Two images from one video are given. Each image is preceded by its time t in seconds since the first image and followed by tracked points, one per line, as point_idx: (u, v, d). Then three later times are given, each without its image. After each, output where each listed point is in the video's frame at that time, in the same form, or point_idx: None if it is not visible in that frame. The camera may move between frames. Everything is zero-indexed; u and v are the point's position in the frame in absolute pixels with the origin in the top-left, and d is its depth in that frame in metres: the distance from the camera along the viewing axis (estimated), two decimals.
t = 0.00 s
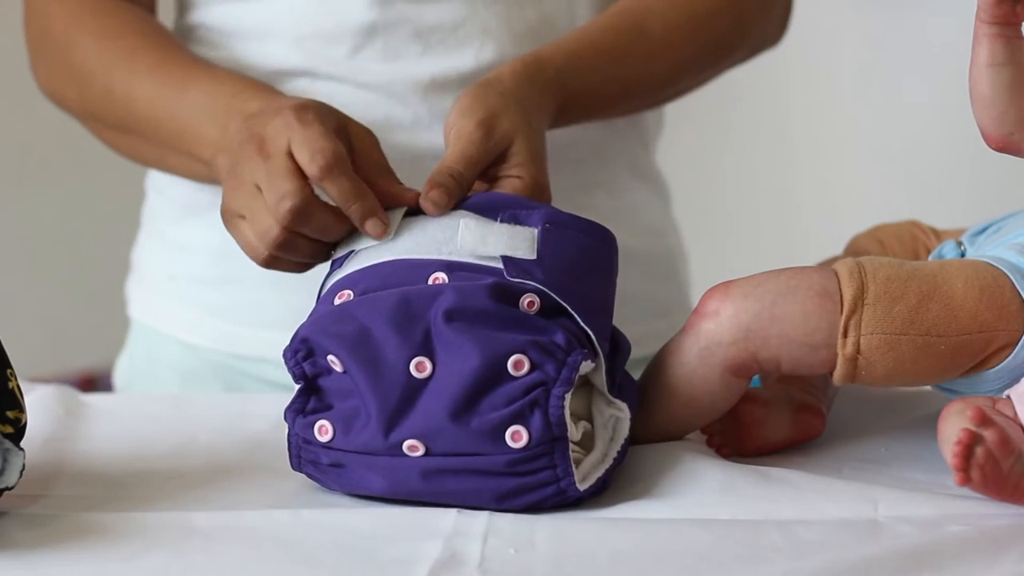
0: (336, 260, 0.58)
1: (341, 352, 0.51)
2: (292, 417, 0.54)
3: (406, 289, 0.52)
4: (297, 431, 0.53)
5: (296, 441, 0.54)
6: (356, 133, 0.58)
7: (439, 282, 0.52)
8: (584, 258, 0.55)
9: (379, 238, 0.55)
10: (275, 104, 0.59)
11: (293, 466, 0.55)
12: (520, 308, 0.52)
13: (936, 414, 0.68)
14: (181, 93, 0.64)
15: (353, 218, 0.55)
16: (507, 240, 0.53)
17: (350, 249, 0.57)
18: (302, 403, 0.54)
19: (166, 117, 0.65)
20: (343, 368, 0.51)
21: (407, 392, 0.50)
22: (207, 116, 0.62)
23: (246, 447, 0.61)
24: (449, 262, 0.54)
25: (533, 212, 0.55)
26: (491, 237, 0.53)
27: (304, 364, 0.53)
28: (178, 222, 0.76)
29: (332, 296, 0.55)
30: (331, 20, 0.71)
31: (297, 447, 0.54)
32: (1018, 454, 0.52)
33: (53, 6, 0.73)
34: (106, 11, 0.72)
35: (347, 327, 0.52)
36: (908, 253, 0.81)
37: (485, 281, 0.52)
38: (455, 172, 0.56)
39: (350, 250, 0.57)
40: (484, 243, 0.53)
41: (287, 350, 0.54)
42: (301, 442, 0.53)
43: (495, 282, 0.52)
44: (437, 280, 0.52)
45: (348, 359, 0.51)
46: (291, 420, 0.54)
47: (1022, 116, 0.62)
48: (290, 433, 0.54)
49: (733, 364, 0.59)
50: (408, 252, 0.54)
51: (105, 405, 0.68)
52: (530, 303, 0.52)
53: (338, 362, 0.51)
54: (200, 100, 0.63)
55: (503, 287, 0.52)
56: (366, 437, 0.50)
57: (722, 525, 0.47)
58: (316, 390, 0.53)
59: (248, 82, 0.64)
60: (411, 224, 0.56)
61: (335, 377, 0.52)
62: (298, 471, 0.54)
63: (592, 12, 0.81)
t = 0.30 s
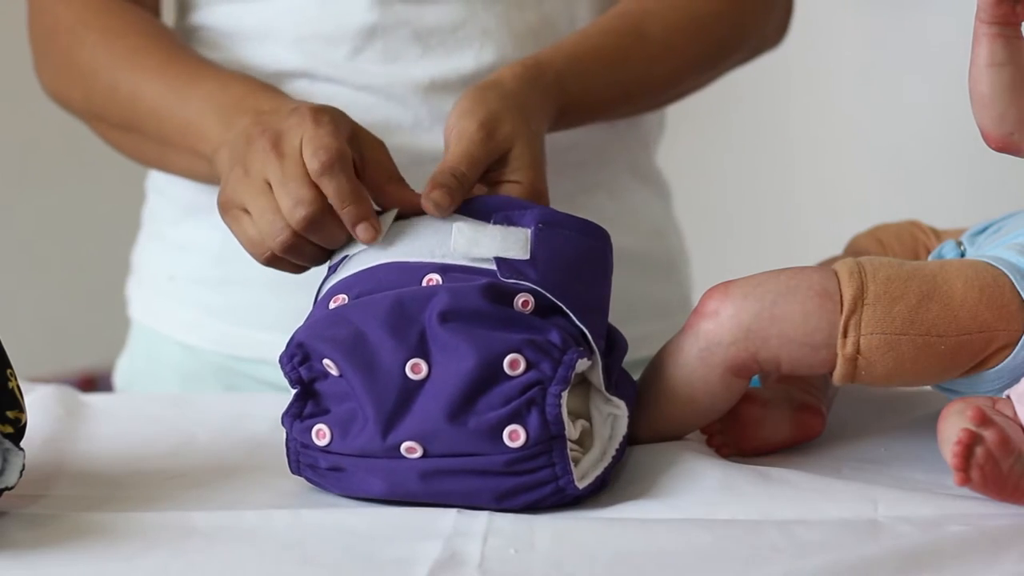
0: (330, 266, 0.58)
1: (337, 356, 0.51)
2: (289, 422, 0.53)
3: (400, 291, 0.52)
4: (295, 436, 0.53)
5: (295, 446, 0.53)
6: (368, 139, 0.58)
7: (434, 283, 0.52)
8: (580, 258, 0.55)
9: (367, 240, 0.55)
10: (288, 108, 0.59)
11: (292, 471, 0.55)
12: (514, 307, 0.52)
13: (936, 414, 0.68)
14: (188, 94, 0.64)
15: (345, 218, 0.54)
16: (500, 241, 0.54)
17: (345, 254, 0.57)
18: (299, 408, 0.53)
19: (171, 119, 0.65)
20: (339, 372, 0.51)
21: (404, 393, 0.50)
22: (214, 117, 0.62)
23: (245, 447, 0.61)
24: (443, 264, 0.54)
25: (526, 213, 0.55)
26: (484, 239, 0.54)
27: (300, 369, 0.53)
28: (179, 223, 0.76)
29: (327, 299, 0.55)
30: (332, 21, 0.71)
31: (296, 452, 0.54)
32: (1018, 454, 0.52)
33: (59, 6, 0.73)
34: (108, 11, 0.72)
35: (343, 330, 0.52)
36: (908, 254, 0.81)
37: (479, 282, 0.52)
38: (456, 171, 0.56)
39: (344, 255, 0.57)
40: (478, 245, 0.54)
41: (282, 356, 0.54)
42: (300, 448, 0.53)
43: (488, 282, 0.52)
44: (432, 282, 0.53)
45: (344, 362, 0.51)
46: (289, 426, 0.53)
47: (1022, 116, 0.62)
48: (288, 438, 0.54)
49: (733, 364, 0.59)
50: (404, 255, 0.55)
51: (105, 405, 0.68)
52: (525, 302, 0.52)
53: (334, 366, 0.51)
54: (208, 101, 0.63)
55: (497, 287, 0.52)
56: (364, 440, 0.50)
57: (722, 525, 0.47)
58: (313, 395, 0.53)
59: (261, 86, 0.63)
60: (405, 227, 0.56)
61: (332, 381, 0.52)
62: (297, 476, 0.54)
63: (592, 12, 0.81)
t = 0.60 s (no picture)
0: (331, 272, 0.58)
1: (337, 356, 0.51)
2: (289, 423, 0.53)
3: (400, 292, 0.52)
4: (295, 436, 0.53)
5: (296, 447, 0.53)
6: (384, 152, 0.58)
7: (434, 284, 0.52)
8: (579, 258, 0.55)
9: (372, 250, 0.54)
10: (307, 116, 0.59)
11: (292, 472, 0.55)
12: (514, 308, 0.52)
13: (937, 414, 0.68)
14: (198, 96, 0.64)
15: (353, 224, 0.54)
16: (501, 245, 0.54)
17: (346, 260, 0.57)
18: (299, 408, 0.53)
19: (181, 120, 0.65)
20: (338, 372, 0.51)
21: (403, 393, 0.50)
22: (227, 120, 0.62)
23: (246, 447, 0.61)
24: (444, 267, 0.54)
25: (527, 217, 0.55)
26: (485, 243, 0.54)
27: (300, 370, 0.53)
28: (180, 224, 0.76)
29: (328, 302, 0.55)
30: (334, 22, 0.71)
31: (296, 453, 0.54)
32: (1018, 454, 0.52)
33: (65, 5, 0.74)
34: (114, 11, 0.72)
35: (343, 330, 0.52)
36: (908, 254, 0.81)
37: (478, 283, 0.52)
38: (464, 175, 0.56)
39: (345, 261, 0.57)
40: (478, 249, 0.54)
41: (282, 357, 0.54)
42: (300, 449, 0.53)
43: (488, 283, 0.52)
44: (432, 284, 0.53)
45: (343, 362, 0.51)
46: (289, 426, 0.53)
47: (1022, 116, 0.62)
48: (288, 439, 0.54)
49: (733, 364, 0.59)
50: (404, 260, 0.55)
51: (105, 405, 0.68)
52: (525, 304, 0.52)
53: (333, 366, 0.51)
54: (220, 103, 0.63)
55: (497, 288, 0.52)
56: (363, 440, 0.50)
57: (722, 525, 0.47)
58: (313, 395, 0.53)
59: (276, 92, 0.63)
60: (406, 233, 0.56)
61: (331, 381, 0.52)
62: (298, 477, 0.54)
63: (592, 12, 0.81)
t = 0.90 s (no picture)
0: (332, 272, 0.58)
1: (337, 356, 0.51)
2: (289, 422, 0.53)
3: (402, 293, 0.52)
4: (295, 435, 0.53)
5: (296, 447, 0.53)
6: (391, 155, 0.58)
7: (436, 285, 0.53)
8: (580, 260, 0.55)
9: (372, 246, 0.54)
10: (314, 113, 0.59)
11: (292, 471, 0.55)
12: (517, 309, 0.52)
13: (937, 414, 0.68)
14: (210, 92, 0.64)
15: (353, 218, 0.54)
16: (503, 249, 0.54)
17: (348, 261, 0.57)
18: (299, 407, 0.53)
19: (190, 116, 0.65)
20: (339, 372, 0.51)
21: (404, 393, 0.50)
22: (237, 116, 0.62)
23: (246, 446, 0.61)
24: (448, 269, 0.54)
25: (528, 220, 0.55)
26: (486, 248, 0.55)
27: (300, 369, 0.53)
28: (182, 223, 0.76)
29: (329, 301, 0.55)
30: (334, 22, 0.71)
31: (296, 452, 0.54)
32: (1018, 454, 0.52)
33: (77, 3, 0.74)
34: (125, 9, 0.72)
35: (344, 330, 0.52)
36: (908, 254, 0.81)
37: (480, 284, 0.52)
38: (467, 195, 0.56)
39: (347, 262, 0.57)
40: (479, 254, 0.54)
41: (282, 356, 0.54)
42: (300, 448, 0.53)
43: (490, 285, 0.52)
44: (434, 285, 0.53)
45: (344, 362, 0.51)
46: (289, 425, 0.53)
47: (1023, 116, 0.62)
48: (288, 438, 0.54)
49: (733, 364, 0.59)
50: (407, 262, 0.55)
51: (105, 405, 0.68)
52: (527, 305, 0.52)
53: (334, 365, 0.51)
54: (232, 99, 0.63)
55: (498, 289, 0.52)
56: (364, 440, 0.50)
57: (722, 526, 0.47)
58: (313, 394, 0.53)
59: (286, 87, 0.64)
60: (408, 237, 0.56)
61: (332, 381, 0.52)
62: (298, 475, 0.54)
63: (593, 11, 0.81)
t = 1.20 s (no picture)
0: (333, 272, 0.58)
1: (338, 355, 0.51)
2: (290, 421, 0.53)
3: (404, 293, 0.52)
4: (296, 434, 0.53)
5: (296, 446, 0.53)
6: (396, 156, 0.58)
7: (439, 286, 0.53)
8: (580, 261, 0.55)
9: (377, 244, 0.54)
10: (324, 112, 0.59)
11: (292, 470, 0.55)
12: (519, 309, 0.52)
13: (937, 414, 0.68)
14: (219, 90, 0.64)
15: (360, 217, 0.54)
16: (504, 255, 0.54)
17: (350, 262, 0.57)
18: (300, 406, 0.53)
19: (198, 111, 0.65)
20: (340, 371, 0.51)
21: (405, 392, 0.50)
22: (246, 112, 0.62)
23: (246, 446, 0.61)
24: (451, 272, 0.54)
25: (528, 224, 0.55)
26: (487, 254, 0.55)
27: (301, 368, 0.53)
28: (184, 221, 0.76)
29: (330, 302, 0.55)
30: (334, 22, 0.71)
31: (297, 451, 0.54)
32: (1018, 454, 0.52)
33: None
34: (137, 4, 0.72)
35: (345, 329, 0.52)
36: (908, 254, 0.81)
37: (482, 284, 0.52)
38: (466, 208, 0.57)
39: (350, 262, 0.57)
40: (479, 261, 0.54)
41: (283, 355, 0.54)
42: (300, 447, 0.53)
43: (492, 286, 0.52)
44: (436, 285, 0.53)
45: (345, 361, 0.51)
46: (289, 424, 0.53)
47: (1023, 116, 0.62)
48: (289, 437, 0.54)
49: (733, 364, 0.59)
50: (409, 264, 0.55)
51: (106, 405, 0.68)
52: (528, 306, 0.52)
53: (335, 364, 0.51)
54: (240, 96, 0.63)
55: (500, 290, 0.52)
56: (364, 439, 0.50)
57: (722, 526, 0.47)
58: (314, 394, 0.53)
59: (294, 88, 0.63)
60: (411, 242, 0.56)
61: (333, 380, 0.52)
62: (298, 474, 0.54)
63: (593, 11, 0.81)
